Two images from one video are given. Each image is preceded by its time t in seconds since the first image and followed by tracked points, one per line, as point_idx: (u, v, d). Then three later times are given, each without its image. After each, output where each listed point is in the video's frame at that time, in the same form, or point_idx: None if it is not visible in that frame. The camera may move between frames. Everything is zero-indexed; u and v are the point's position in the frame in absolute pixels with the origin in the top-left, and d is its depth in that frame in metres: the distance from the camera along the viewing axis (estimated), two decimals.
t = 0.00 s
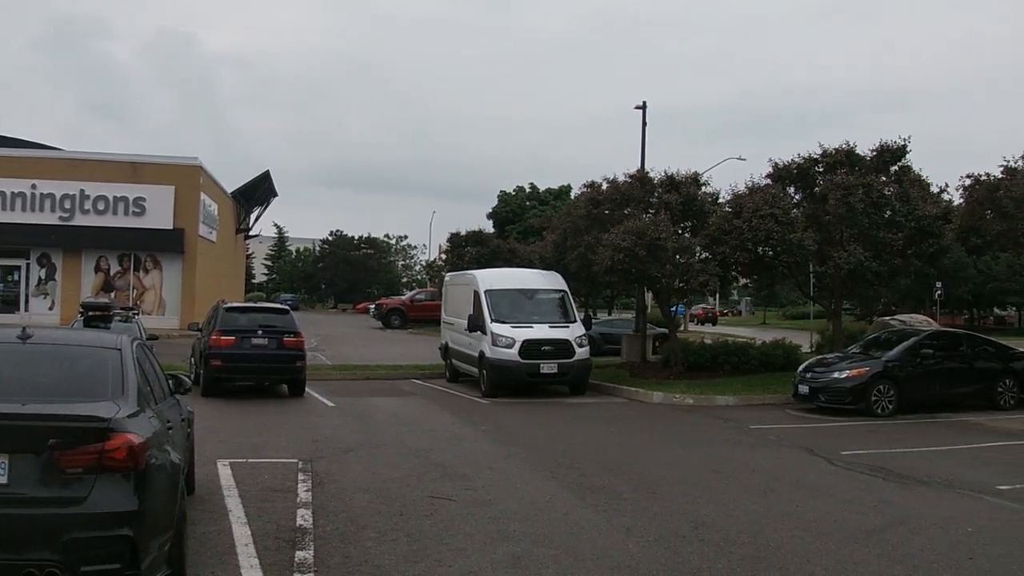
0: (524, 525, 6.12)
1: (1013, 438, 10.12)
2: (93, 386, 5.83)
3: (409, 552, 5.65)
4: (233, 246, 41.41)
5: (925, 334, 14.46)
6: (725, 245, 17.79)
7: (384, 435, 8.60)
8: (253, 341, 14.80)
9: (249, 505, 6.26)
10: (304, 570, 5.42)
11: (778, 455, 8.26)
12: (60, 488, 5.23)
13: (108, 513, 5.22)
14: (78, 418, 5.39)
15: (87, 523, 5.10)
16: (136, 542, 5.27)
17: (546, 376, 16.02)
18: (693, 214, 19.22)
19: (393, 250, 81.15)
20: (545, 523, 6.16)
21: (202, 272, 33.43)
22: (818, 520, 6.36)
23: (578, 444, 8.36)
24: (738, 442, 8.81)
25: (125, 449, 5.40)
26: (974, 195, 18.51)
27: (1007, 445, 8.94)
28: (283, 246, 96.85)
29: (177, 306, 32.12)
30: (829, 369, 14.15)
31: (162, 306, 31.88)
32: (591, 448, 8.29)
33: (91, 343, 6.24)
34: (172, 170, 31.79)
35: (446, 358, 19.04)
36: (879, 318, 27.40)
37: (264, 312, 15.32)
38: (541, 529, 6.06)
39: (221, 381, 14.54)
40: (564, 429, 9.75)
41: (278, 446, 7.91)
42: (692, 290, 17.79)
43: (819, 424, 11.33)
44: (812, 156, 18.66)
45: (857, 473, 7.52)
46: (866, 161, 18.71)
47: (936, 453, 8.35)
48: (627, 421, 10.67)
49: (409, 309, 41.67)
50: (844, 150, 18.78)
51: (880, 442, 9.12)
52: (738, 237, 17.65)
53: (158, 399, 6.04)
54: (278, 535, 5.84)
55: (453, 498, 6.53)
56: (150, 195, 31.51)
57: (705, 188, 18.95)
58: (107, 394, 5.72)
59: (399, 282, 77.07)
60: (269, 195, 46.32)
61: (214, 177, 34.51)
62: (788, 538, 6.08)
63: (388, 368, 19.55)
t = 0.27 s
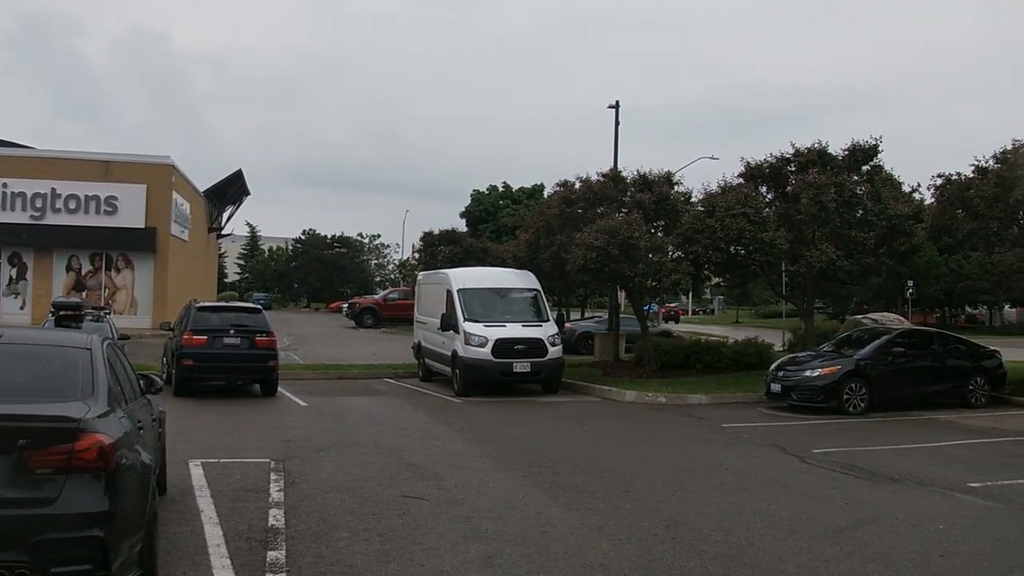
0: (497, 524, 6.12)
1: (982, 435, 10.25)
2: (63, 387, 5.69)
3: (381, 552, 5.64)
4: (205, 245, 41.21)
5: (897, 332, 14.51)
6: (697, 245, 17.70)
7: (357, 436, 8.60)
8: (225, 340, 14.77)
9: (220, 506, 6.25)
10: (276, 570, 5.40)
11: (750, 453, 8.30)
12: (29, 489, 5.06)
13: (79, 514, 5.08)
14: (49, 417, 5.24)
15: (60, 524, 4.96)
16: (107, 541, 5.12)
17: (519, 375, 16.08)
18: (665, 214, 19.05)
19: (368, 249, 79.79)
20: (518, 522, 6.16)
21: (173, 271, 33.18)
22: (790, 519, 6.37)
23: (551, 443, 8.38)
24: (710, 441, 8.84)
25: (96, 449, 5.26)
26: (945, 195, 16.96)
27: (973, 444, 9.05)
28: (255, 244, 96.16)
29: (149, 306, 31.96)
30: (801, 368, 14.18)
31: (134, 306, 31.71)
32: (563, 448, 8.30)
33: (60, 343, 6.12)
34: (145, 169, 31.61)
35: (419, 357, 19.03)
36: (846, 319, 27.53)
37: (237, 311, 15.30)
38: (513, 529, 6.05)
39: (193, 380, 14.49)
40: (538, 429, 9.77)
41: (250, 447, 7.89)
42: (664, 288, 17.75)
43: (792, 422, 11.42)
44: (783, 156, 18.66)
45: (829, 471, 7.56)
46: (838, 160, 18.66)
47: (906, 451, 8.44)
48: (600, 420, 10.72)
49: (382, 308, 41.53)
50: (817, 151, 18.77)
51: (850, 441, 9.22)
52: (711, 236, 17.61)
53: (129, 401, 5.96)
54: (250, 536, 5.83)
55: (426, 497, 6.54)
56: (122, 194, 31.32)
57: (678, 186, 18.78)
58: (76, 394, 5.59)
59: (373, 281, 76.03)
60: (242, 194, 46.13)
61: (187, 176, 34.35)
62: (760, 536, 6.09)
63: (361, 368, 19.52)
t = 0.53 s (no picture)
0: (472, 525, 6.13)
1: (953, 433, 10.37)
2: (34, 390, 5.66)
3: (355, 554, 5.63)
4: (179, 246, 41.10)
5: (871, 331, 14.57)
6: (672, 244, 18.08)
7: (333, 438, 8.62)
8: (199, 342, 14.75)
9: (194, 508, 6.26)
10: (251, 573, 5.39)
11: (727, 452, 8.35)
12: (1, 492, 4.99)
13: (53, 517, 5.03)
14: (22, 420, 5.19)
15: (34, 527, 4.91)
16: (80, 544, 5.09)
17: (494, 376, 16.08)
18: (641, 214, 19.56)
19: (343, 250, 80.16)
20: (494, 523, 6.17)
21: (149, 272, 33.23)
22: (767, 518, 6.39)
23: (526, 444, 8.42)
24: (685, 440, 8.89)
25: (68, 452, 5.22)
26: (919, 194, 16.99)
27: (943, 443, 9.20)
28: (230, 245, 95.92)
29: (123, 307, 31.92)
30: (776, 367, 14.21)
31: (109, 308, 31.65)
32: (538, 449, 8.32)
33: (31, 345, 6.09)
34: (119, 170, 31.54)
35: (394, 358, 19.01)
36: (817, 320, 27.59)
37: (212, 313, 15.30)
38: (488, 530, 6.06)
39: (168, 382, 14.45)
40: (515, 428, 9.82)
41: (225, 450, 7.89)
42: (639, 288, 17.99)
43: (767, 421, 11.49)
44: (758, 155, 18.70)
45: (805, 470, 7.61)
46: (813, 160, 18.71)
47: (879, 450, 8.53)
48: (577, 420, 10.79)
49: (358, 309, 41.52)
50: (791, 151, 18.83)
51: (825, 439, 9.31)
52: (686, 236, 17.86)
53: (101, 404, 5.95)
54: (225, 539, 5.83)
55: (400, 498, 6.56)
56: (96, 196, 31.20)
57: (652, 187, 19.35)
58: (49, 397, 5.56)
59: (348, 282, 76.02)
60: (216, 195, 46.03)
61: (161, 177, 34.31)
62: (735, 535, 6.10)
63: (337, 369, 19.51)
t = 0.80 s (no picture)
0: (440, 525, 6.13)
1: (918, 433, 10.50)
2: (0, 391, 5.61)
3: (323, 555, 5.61)
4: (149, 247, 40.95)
5: (839, 331, 14.68)
6: (640, 245, 18.08)
7: (304, 441, 8.66)
8: (168, 343, 14.73)
9: (162, 510, 6.26)
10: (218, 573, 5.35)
11: (696, 452, 8.43)
12: None
13: (19, 519, 4.96)
14: None
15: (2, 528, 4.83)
16: (46, 546, 5.02)
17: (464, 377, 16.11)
18: (610, 214, 19.72)
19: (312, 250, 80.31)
20: (462, 524, 6.17)
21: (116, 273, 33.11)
22: (734, 519, 6.40)
23: (494, 447, 8.48)
24: (653, 442, 8.99)
25: (33, 454, 5.17)
26: (887, 195, 17.04)
27: (908, 444, 9.37)
28: (200, 245, 95.53)
29: (92, 307, 31.82)
30: (744, 368, 14.26)
31: (77, 308, 31.54)
32: (504, 451, 8.37)
33: None
34: (88, 170, 31.44)
35: (363, 359, 19.01)
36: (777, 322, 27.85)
37: (181, 313, 15.29)
38: (456, 530, 6.06)
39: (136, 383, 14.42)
40: (485, 430, 9.89)
41: (195, 453, 7.95)
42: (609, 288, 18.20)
43: (736, 421, 11.60)
44: (727, 156, 19.03)
45: (771, 470, 7.68)
46: (781, 161, 18.98)
47: (845, 452, 8.64)
48: (548, 421, 10.91)
49: (328, 309, 41.54)
50: (761, 152, 19.16)
51: (791, 441, 9.46)
52: (655, 237, 17.88)
53: (66, 406, 5.95)
54: (192, 540, 5.80)
55: (368, 499, 6.59)
56: (65, 195, 31.07)
57: (623, 188, 19.53)
58: (15, 398, 5.52)
59: (318, 282, 75.98)
60: (185, 194, 45.95)
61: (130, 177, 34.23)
62: (704, 535, 6.09)
63: (306, 369, 19.49)
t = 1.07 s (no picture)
0: (406, 522, 6.12)
1: (878, 429, 10.60)
2: None
3: (289, 551, 5.58)
4: (114, 244, 40.72)
5: (804, 328, 14.78)
6: (606, 242, 18.05)
7: (270, 439, 8.69)
8: (133, 340, 14.69)
9: (126, 508, 6.26)
10: (182, 571, 5.30)
11: (662, 449, 8.49)
12: None
13: None
14: None
15: None
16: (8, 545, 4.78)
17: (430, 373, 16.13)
18: (576, 211, 19.53)
19: (278, 247, 80.03)
20: (429, 521, 6.16)
21: (81, 270, 32.92)
22: (699, 515, 6.40)
23: (459, 444, 8.52)
24: (618, 439, 9.08)
25: None
26: (853, 193, 17.49)
27: (873, 440, 9.51)
28: (166, 242, 94.81)
29: (56, 304, 31.62)
30: (710, 364, 14.30)
31: (41, 305, 31.34)
32: (469, 449, 8.41)
33: None
34: (51, 167, 31.25)
35: (329, 356, 18.98)
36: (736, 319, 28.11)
37: (146, 311, 15.25)
38: (422, 527, 6.05)
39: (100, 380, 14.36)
40: (453, 427, 9.93)
41: (161, 451, 7.97)
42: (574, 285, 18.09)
43: (702, 417, 11.68)
44: (693, 154, 19.13)
45: (736, 466, 7.74)
46: (747, 158, 19.09)
47: (809, 448, 8.72)
48: (515, 417, 10.99)
49: (293, 307, 41.41)
50: (727, 149, 19.14)
51: (755, 436, 9.58)
52: (621, 234, 17.87)
53: (29, 401, 5.91)
54: (157, 537, 5.76)
55: (333, 496, 6.61)
56: (29, 192, 30.85)
57: (589, 185, 19.28)
58: None
59: (284, 279, 75.63)
60: (151, 191, 45.71)
61: (94, 174, 34.06)
62: (669, 530, 6.08)
63: (271, 367, 19.44)
